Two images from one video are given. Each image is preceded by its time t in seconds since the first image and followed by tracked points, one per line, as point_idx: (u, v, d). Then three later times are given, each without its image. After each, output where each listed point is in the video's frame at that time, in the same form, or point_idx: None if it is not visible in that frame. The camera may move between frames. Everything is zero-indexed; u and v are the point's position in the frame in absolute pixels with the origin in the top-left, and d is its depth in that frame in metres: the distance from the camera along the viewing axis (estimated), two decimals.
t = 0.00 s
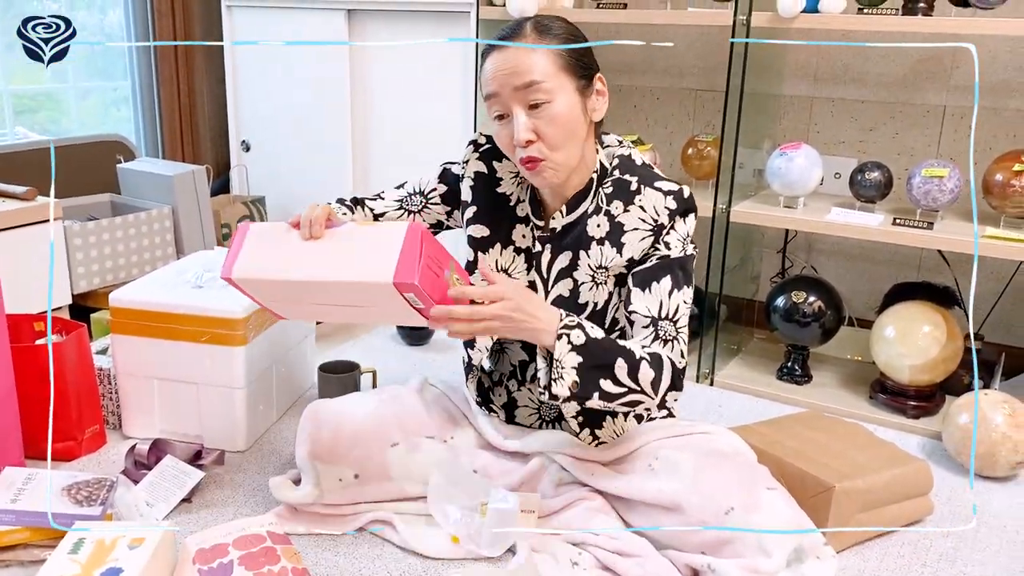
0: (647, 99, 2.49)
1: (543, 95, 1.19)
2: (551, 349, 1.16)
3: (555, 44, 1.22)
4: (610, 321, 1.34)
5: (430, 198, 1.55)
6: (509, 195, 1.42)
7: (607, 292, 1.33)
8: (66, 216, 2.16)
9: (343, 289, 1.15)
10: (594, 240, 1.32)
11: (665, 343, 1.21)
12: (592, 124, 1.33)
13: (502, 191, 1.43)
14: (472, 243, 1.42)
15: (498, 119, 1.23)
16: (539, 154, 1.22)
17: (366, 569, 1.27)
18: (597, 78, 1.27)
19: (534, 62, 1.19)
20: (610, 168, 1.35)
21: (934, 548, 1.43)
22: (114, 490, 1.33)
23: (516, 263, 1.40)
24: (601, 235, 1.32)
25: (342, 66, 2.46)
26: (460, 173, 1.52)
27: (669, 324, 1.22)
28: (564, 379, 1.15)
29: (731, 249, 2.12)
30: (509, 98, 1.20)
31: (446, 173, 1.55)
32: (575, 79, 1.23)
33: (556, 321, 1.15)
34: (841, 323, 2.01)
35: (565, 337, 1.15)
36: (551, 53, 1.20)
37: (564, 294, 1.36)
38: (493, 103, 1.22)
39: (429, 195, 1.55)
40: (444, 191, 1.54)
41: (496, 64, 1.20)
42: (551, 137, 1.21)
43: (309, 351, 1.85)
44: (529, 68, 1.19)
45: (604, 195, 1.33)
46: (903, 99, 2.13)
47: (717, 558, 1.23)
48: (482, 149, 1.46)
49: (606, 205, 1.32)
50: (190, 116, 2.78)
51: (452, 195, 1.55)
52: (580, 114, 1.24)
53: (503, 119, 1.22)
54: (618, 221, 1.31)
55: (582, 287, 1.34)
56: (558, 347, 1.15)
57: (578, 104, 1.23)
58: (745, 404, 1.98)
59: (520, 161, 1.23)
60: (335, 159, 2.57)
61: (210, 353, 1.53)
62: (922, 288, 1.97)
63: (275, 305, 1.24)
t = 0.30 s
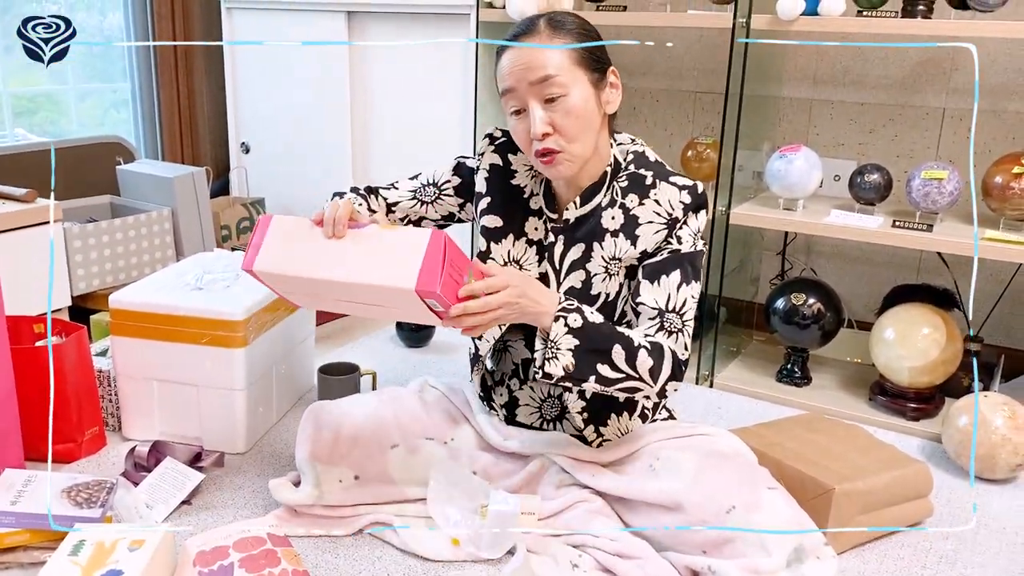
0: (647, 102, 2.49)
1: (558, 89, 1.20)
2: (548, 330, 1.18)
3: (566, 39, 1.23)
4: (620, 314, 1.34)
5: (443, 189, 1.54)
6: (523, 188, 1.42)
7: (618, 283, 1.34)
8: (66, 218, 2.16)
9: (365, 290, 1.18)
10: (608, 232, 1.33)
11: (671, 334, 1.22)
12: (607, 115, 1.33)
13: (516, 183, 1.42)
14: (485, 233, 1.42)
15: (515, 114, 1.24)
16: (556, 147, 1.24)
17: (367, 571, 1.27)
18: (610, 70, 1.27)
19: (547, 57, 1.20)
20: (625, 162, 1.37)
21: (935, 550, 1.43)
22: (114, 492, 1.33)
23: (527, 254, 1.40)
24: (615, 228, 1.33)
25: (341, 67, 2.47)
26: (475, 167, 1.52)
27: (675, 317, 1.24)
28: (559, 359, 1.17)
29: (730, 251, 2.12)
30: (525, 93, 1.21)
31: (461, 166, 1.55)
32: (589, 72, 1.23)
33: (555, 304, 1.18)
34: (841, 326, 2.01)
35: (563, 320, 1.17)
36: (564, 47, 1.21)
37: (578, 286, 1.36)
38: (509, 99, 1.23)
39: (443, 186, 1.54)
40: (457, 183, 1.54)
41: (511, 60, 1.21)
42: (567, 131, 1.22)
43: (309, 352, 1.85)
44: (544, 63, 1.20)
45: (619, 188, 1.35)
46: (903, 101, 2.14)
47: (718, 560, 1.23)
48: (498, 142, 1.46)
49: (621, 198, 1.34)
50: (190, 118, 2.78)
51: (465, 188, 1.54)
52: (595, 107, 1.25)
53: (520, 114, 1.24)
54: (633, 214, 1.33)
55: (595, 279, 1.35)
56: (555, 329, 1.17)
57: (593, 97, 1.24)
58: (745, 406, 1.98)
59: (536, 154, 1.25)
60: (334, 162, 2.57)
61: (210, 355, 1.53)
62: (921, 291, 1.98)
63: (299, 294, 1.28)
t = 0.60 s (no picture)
0: (646, 103, 2.49)
1: (564, 88, 1.21)
2: (553, 327, 1.18)
3: (573, 37, 1.23)
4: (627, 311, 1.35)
5: (452, 181, 1.54)
6: (531, 183, 1.41)
7: (626, 281, 1.34)
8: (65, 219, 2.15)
9: (381, 289, 1.20)
10: (618, 230, 1.33)
11: (677, 334, 1.22)
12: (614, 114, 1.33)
13: (525, 178, 1.41)
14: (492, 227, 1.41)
15: (523, 113, 1.25)
16: (562, 145, 1.24)
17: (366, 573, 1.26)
18: (617, 68, 1.27)
19: (554, 55, 1.20)
20: (635, 162, 1.37)
21: (935, 553, 1.43)
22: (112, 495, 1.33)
23: (533, 249, 1.39)
24: (625, 226, 1.33)
25: (341, 69, 2.46)
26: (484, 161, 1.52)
27: (682, 317, 1.24)
28: (563, 356, 1.17)
29: (730, 252, 2.12)
30: (532, 92, 1.22)
31: (470, 160, 1.54)
32: (596, 71, 1.23)
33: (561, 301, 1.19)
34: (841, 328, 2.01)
35: (569, 316, 1.17)
36: (571, 46, 1.21)
37: (586, 283, 1.35)
38: (516, 97, 1.24)
39: (452, 178, 1.54)
40: (466, 176, 1.53)
41: (519, 60, 1.22)
42: (573, 129, 1.22)
43: (308, 352, 1.85)
44: (551, 62, 1.20)
45: (629, 187, 1.34)
46: (903, 103, 2.14)
47: (717, 562, 1.22)
48: (508, 138, 1.45)
49: (631, 197, 1.34)
50: (189, 120, 2.78)
51: (473, 181, 1.53)
52: (602, 105, 1.25)
53: (527, 112, 1.24)
54: (643, 213, 1.32)
55: (604, 276, 1.34)
56: (559, 326, 1.17)
57: (600, 95, 1.24)
58: (745, 408, 1.98)
59: (543, 152, 1.25)
60: (333, 163, 2.56)
61: (210, 357, 1.53)
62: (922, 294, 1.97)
63: (311, 287, 1.30)
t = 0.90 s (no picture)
0: (645, 105, 2.49)
1: (567, 88, 1.21)
2: (555, 327, 1.18)
3: (576, 38, 1.23)
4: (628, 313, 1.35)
5: (454, 180, 1.54)
6: (533, 183, 1.41)
7: (628, 282, 1.34)
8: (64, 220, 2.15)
9: (383, 288, 1.20)
10: (620, 231, 1.32)
11: (680, 335, 1.22)
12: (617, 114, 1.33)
13: (527, 178, 1.42)
14: (494, 226, 1.41)
15: (526, 113, 1.25)
16: (564, 146, 1.24)
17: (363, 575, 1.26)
18: (621, 70, 1.28)
19: (557, 55, 1.20)
20: (637, 163, 1.36)
21: (933, 556, 1.43)
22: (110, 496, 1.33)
23: (535, 249, 1.40)
24: (628, 227, 1.32)
25: (340, 70, 2.46)
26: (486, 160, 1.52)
27: (684, 318, 1.24)
28: (564, 357, 1.17)
29: (729, 254, 2.12)
30: (535, 92, 1.22)
31: (472, 159, 1.54)
32: (600, 71, 1.24)
33: (563, 303, 1.19)
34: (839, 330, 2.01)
35: (570, 316, 1.17)
36: (574, 46, 1.21)
37: (587, 283, 1.34)
38: (519, 97, 1.24)
39: (454, 177, 1.54)
40: (468, 175, 1.54)
41: (522, 60, 1.22)
42: (576, 130, 1.22)
43: (307, 353, 1.85)
44: (554, 62, 1.20)
45: (632, 188, 1.34)
46: (901, 105, 2.14)
47: (716, 564, 1.22)
48: (511, 138, 1.46)
49: (633, 198, 1.33)
50: (188, 121, 2.78)
51: (475, 180, 1.54)
52: (605, 106, 1.25)
53: (530, 112, 1.24)
54: (645, 214, 1.32)
55: (606, 277, 1.34)
56: (561, 327, 1.17)
57: (603, 96, 1.24)
58: (743, 410, 1.97)
59: (546, 152, 1.25)
60: (331, 165, 2.56)
61: (208, 359, 1.53)
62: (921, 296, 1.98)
63: (311, 284, 1.30)
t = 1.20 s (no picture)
0: (644, 107, 2.50)
1: (563, 91, 1.21)
2: (556, 335, 1.18)
3: (575, 41, 1.23)
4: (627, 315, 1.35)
5: (454, 180, 1.54)
6: (534, 185, 1.41)
7: (628, 285, 1.34)
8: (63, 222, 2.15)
9: (384, 296, 1.20)
10: (620, 234, 1.33)
11: (680, 338, 1.23)
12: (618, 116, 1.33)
13: (528, 179, 1.42)
14: (494, 227, 1.41)
15: (523, 114, 1.25)
16: (559, 148, 1.24)
17: None
18: (621, 73, 1.27)
19: (553, 58, 1.21)
20: (637, 166, 1.37)
21: (931, 558, 1.43)
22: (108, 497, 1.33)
23: (535, 250, 1.40)
24: (628, 230, 1.32)
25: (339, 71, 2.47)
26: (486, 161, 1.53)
27: (685, 321, 1.24)
28: (567, 364, 1.17)
29: (728, 256, 2.12)
30: (531, 93, 1.22)
31: (472, 160, 1.55)
32: (597, 75, 1.24)
33: (564, 309, 1.19)
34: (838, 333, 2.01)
35: (571, 324, 1.17)
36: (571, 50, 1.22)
37: (588, 286, 1.35)
38: (517, 98, 1.25)
39: (454, 177, 1.54)
40: (468, 176, 1.54)
41: (520, 62, 1.23)
42: (570, 132, 1.23)
43: (305, 355, 1.85)
44: (550, 65, 1.21)
45: (632, 191, 1.34)
46: (899, 108, 2.14)
47: (713, 565, 1.23)
48: (511, 139, 1.46)
49: (634, 201, 1.33)
50: (187, 123, 2.78)
51: (475, 180, 1.54)
52: (602, 109, 1.25)
53: (527, 112, 1.25)
54: (645, 216, 1.32)
55: (606, 280, 1.34)
56: (563, 335, 1.17)
57: (600, 100, 1.24)
58: (742, 412, 1.97)
59: (541, 154, 1.25)
60: (330, 166, 2.57)
61: (207, 360, 1.53)
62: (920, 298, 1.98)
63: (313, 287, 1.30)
